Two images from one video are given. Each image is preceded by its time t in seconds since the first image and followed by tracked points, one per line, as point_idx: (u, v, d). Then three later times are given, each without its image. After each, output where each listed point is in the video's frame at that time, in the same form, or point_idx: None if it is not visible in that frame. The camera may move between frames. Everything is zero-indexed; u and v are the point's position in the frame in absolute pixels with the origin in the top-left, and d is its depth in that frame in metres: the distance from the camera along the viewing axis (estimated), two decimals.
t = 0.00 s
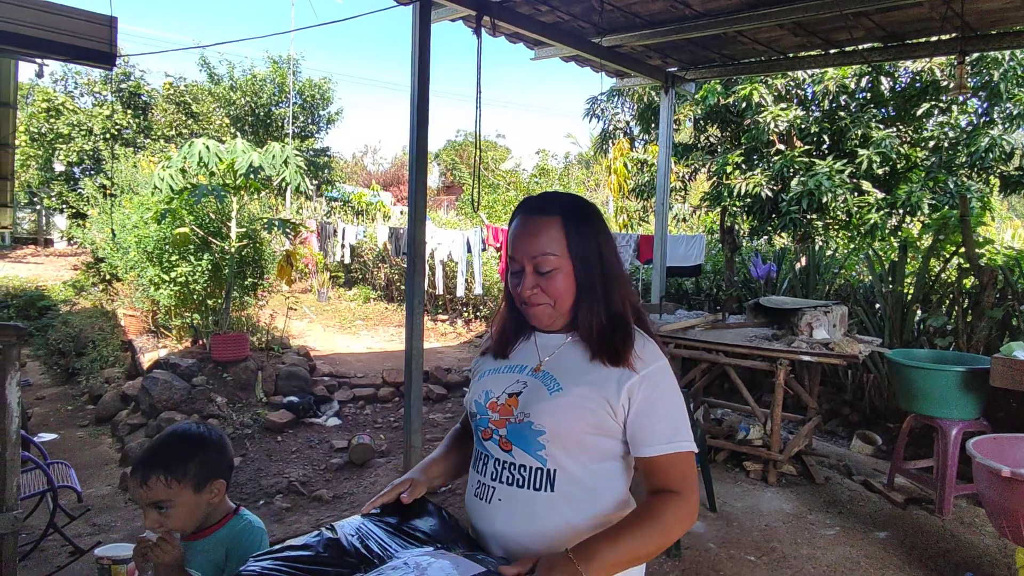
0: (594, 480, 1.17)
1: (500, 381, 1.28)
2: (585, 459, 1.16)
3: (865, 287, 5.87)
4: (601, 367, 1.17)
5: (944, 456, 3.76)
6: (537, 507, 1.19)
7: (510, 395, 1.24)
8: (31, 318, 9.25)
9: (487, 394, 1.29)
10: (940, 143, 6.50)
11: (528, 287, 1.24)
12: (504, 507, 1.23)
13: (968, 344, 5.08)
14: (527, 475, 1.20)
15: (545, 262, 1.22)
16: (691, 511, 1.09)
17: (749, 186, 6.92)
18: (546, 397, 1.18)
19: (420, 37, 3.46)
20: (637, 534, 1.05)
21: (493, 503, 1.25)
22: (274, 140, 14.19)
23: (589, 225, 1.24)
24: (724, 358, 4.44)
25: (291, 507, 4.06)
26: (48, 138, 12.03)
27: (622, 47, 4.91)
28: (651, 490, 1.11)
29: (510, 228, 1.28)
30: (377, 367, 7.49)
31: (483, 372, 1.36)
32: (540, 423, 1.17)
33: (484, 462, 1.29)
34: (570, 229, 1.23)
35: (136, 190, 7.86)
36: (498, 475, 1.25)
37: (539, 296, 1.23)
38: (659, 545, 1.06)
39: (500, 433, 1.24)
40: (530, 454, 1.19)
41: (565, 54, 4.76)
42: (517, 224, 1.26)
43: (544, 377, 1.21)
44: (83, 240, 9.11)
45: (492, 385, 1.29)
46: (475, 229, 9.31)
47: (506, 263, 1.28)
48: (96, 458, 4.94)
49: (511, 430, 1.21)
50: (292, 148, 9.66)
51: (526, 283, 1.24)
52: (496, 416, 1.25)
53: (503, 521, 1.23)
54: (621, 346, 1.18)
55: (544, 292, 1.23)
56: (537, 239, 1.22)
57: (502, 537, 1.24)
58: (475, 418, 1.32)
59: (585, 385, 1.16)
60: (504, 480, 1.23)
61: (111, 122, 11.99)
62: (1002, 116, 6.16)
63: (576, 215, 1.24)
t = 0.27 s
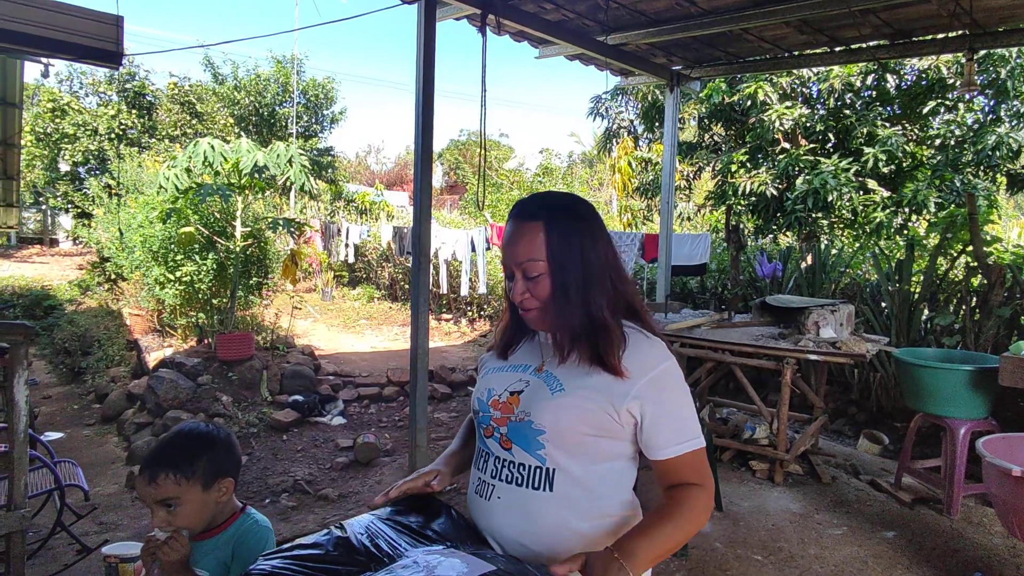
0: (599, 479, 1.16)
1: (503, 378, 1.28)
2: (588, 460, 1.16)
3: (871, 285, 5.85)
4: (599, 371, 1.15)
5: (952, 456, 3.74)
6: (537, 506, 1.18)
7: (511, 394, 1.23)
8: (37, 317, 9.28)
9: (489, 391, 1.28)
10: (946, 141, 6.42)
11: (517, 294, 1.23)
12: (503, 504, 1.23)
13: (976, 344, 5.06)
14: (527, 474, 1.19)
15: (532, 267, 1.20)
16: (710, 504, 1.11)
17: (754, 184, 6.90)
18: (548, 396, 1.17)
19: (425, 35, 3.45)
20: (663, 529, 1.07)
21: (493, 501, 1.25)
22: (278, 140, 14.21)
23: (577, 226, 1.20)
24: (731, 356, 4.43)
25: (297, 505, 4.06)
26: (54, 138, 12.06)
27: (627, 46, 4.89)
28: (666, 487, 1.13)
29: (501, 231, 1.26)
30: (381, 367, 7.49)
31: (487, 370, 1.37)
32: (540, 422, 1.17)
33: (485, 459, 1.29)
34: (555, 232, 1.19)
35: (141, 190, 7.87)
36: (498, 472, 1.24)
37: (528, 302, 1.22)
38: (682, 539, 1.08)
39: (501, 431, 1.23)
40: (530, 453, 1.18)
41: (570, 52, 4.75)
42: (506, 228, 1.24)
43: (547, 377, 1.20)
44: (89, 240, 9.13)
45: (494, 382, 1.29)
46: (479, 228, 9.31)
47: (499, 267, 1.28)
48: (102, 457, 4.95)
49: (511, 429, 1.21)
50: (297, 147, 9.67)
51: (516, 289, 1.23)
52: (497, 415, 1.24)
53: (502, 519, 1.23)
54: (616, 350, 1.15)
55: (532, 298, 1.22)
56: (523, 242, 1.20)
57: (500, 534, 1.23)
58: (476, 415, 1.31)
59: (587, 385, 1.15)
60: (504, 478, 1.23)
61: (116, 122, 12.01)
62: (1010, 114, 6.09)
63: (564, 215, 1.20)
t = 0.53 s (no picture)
0: (606, 477, 1.16)
1: (501, 381, 1.26)
2: (594, 457, 1.15)
3: (875, 284, 5.84)
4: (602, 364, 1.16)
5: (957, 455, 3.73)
6: (547, 508, 1.15)
7: (511, 396, 1.22)
8: (41, 316, 9.30)
9: (488, 396, 1.27)
10: (950, 140, 6.35)
11: (529, 277, 1.25)
12: (510, 509, 1.19)
13: (981, 343, 5.05)
14: (534, 477, 1.17)
15: (549, 249, 1.24)
16: (712, 501, 1.11)
17: (757, 183, 6.88)
18: (551, 395, 1.17)
19: (429, 33, 3.44)
20: (669, 536, 1.07)
21: (499, 507, 1.21)
22: (281, 139, 14.22)
23: (593, 217, 1.27)
24: (734, 355, 4.42)
25: (300, 504, 4.07)
26: (57, 137, 12.08)
27: (630, 44, 4.88)
28: (671, 485, 1.14)
29: (514, 217, 1.29)
30: (384, 365, 7.50)
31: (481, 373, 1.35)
32: (544, 422, 1.15)
33: (488, 465, 1.26)
34: (574, 219, 1.25)
35: (144, 188, 7.89)
36: (503, 477, 1.21)
37: (541, 285, 1.25)
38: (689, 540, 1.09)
39: (503, 434, 1.21)
40: (536, 455, 1.16)
41: (573, 50, 4.74)
42: (522, 213, 1.28)
43: (546, 376, 1.20)
44: (93, 239, 9.16)
45: (492, 387, 1.27)
46: (482, 227, 9.32)
47: (508, 254, 1.30)
48: (106, 455, 4.97)
49: (514, 432, 1.19)
50: (300, 146, 9.67)
51: (529, 272, 1.25)
52: (498, 418, 1.22)
53: (509, 525, 1.19)
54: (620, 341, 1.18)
55: (546, 280, 1.24)
56: (542, 226, 1.24)
57: (507, 542, 1.19)
58: (475, 421, 1.29)
59: (588, 382, 1.15)
60: (510, 483, 1.20)
61: (120, 121, 12.01)
62: (1014, 111, 6.11)
63: (581, 206, 1.27)
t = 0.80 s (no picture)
0: (607, 476, 1.16)
1: (500, 385, 1.24)
2: (598, 457, 1.14)
3: (878, 284, 5.83)
4: (604, 363, 1.17)
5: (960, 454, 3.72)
6: (555, 511, 1.15)
7: (512, 400, 1.21)
8: (43, 315, 9.30)
9: (487, 400, 1.25)
10: (954, 139, 6.37)
11: (539, 271, 1.23)
12: (518, 516, 1.17)
13: (984, 342, 5.03)
14: (540, 480, 1.16)
15: (561, 246, 1.23)
16: (709, 496, 1.11)
17: (759, 182, 6.87)
18: (553, 398, 1.16)
19: (429, 32, 3.43)
20: (667, 525, 1.07)
21: (505, 513, 1.19)
22: (282, 138, 14.22)
23: (602, 218, 1.28)
24: (737, 355, 4.41)
25: (302, 503, 4.07)
26: (59, 136, 12.08)
27: (632, 42, 4.87)
28: (667, 481, 1.14)
29: (523, 214, 1.28)
30: (386, 364, 7.50)
31: (477, 376, 1.32)
32: (548, 425, 1.14)
33: (490, 471, 1.23)
34: (585, 218, 1.26)
35: (146, 187, 7.89)
36: (507, 481, 1.19)
37: (550, 281, 1.23)
38: (686, 532, 1.08)
39: (506, 439, 1.19)
40: (540, 458, 1.15)
41: (575, 49, 4.73)
42: (533, 210, 1.27)
43: (546, 377, 1.19)
44: (94, 238, 9.16)
45: (491, 391, 1.25)
46: (483, 226, 9.32)
47: (515, 250, 1.28)
48: (108, 454, 4.97)
49: (517, 436, 1.17)
50: (301, 145, 9.66)
51: (538, 267, 1.24)
52: (500, 423, 1.21)
53: (516, 531, 1.17)
54: (623, 340, 1.19)
55: (556, 276, 1.23)
56: (555, 221, 1.24)
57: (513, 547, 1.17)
58: (474, 427, 1.27)
59: (589, 383, 1.15)
60: (515, 488, 1.18)
61: (122, 120, 12.00)
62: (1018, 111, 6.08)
63: (591, 206, 1.29)
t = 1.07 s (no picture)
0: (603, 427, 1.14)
1: (500, 379, 1.26)
2: (594, 445, 1.14)
3: (877, 283, 5.84)
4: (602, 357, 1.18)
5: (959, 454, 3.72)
6: (551, 503, 1.14)
7: (512, 393, 1.22)
8: (43, 314, 9.30)
9: (488, 393, 1.26)
10: (953, 138, 6.38)
11: (552, 279, 1.24)
12: (515, 507, 1.17)
13: (983, 342, 5.03)
14: (537, 472, 1.15)
15: (574, 254, 1.24)
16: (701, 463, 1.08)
17: (759, 181, 6.87)
18: (552, 390, 1.18)
19: (429, 31, 3.43)
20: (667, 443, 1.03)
21: (502, 505, 1.19)
22: (282, 136, 14.21)
23: (613, 225, 1.30)
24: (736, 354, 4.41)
25: (301, 502, 4.07)
26: (59, 135, 12.08)
27: (632, 42, 4.87)
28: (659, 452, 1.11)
29: (536, 219, 1.28)
30: (385, 363, 7.51)
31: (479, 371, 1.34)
32: (547, 415, 1.15)
33: (488, 464, 1.23)
34: (596, 225, 1.27)
35: (146, 186, 7.89)
36: (505, 473, 1.19)
37: (561, 289, 1.25)
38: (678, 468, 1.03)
39: (504, 431, 1.20)
40: (538, 448, 1.15)
41: (575, 48, 4.73)
42: (546, 215, 1.27)
43: (548, 371, 1.21)
44: (94, 236, 9.15)
45: (492, 384, 1.26)
46: (483, 225, 9.32)
47: (527, 255, 1.28)
48: (107, 453, 4.97)
49: (516, 428, 1.18)
50: (301, 143, 9.65)
51: (551, 275, 1.25)
52: (499, 415, 1.21)
53: (513, 523, 1.16)
54: (625, 337, 1.20)
55: (568, 284, 1.25)
56: (569, 229, 1.24)
57: (510, 541, 1.16)
58: (473, 420, 1.28)
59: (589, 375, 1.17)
60: (513, 480, 1.18)
61: (121, 119, 11.97)
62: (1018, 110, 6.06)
63: (602, 212, 1.30)
